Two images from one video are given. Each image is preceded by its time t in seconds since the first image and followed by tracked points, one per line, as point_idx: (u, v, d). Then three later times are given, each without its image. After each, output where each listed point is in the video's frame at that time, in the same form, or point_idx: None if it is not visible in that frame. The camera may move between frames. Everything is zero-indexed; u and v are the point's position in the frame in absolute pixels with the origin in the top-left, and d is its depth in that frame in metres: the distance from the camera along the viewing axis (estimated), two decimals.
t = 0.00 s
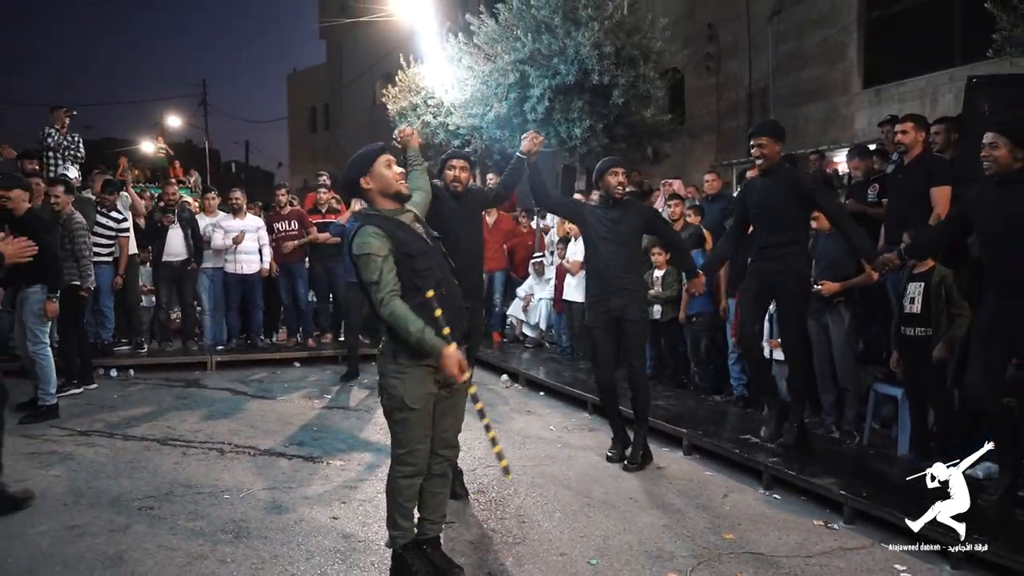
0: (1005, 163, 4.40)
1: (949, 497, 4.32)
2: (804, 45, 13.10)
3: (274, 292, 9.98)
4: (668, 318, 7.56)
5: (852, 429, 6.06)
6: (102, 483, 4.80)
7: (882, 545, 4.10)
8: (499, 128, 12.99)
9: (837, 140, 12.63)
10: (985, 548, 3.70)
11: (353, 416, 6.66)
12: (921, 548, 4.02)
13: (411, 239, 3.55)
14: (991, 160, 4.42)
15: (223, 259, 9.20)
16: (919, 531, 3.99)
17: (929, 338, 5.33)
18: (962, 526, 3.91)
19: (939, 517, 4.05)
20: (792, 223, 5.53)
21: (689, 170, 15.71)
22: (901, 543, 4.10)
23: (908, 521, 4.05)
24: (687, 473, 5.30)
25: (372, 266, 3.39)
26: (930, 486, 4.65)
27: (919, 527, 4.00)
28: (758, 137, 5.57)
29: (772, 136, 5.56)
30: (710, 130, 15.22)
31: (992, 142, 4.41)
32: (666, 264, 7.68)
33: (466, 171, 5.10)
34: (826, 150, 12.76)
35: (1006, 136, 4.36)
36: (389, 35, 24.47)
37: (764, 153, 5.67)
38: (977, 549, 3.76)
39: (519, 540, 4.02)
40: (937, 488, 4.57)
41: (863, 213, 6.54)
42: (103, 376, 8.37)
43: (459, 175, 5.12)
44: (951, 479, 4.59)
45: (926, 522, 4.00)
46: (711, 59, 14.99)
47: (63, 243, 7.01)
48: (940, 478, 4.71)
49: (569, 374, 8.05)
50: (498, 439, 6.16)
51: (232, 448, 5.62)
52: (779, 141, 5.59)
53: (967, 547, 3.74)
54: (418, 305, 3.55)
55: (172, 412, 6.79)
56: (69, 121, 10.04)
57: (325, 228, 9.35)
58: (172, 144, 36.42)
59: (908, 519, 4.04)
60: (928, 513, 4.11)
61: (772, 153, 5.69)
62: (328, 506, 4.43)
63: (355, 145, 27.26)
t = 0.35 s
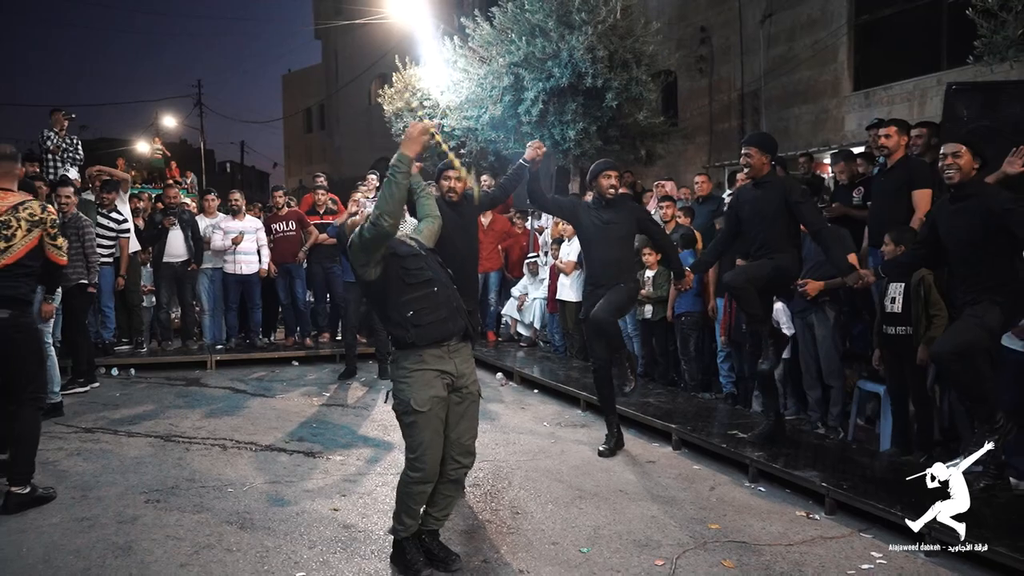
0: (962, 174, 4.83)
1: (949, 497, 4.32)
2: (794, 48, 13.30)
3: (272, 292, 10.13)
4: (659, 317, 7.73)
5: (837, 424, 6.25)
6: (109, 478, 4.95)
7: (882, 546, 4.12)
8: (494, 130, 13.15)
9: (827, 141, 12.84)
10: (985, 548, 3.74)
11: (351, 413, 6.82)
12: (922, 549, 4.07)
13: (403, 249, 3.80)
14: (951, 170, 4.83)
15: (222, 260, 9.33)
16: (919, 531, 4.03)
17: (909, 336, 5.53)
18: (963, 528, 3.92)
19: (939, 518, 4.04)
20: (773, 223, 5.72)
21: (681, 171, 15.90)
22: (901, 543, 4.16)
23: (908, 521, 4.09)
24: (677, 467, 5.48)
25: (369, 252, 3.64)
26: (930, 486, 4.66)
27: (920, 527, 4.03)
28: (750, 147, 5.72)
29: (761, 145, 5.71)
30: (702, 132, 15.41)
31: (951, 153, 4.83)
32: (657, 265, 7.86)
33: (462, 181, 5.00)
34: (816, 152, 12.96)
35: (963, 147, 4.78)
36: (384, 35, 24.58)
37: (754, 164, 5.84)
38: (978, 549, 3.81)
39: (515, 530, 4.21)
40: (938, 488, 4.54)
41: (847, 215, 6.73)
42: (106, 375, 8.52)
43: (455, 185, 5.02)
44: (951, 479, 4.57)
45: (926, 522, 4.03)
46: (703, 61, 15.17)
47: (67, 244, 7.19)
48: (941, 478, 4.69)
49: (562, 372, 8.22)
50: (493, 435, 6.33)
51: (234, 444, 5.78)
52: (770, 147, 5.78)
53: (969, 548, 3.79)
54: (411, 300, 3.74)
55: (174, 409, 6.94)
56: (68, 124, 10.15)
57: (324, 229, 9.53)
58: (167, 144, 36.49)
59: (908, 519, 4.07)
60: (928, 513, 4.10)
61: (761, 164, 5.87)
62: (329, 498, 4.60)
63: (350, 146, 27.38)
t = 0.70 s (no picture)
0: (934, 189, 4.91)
1: (949, 497, 4.35)
2: (783, 48, 13.49)
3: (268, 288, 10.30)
4: (647, 313, 7.93)
5: (819, 416, 6.46)
6: (113, 468, 5.11)
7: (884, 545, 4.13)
8: (486, 129, 13.31)
9: (815, 141, 13.04)
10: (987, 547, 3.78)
11: (346, 406, 6.98)
12: (923, 548, 4.08)
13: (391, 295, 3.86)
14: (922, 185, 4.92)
15: (219, 256, 9.49)
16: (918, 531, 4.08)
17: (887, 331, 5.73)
18: (963, 527, 3.94)
19: (939, 518, 4.05)
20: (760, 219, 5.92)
21: (672, 169, 16.09)
22: (902, 544, 4.13)
23: (908, 521, 4.15)
24: (663, 457, 5.66)
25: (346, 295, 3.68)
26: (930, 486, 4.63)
27: (919, 527, 4.10)
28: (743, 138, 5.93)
29: (755, 138, 5.89)
30: (692, 130, 15.60)
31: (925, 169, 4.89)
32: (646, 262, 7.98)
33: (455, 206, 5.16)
34: (805, 151, 13.16)
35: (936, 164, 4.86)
36: (378, 34, 24.70)
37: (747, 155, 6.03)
38: (979, 549, 3.85)
39: (507, 517, 4.38)
40: (937, 488, 4.53)
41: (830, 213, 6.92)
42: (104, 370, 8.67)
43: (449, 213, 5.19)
44: (951, 479, 4.57)
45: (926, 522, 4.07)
46: (694, 61, 15.35)
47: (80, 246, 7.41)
48: (940, 477, 4.67)
49: (553, 367, 8.40)
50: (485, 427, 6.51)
51: (233, 436, 5.94)
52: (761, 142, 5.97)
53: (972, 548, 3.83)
54: (401, 335, 3.78)
55: (173, 403, 7.09)
56: (64, 122, 10.26)
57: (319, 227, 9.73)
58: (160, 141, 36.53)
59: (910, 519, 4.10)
60: (928, 513, 4.12)
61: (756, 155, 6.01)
62: (326, 486, 4.77)
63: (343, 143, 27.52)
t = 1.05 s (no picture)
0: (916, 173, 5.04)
1: (949, 497, 4.32)
2: (773, 49, 13.65)
3: (264, 287, 10.42)
4: (637, 312, 8.08)
5: (805, 412, 6.62)
6: (114, 463, 5.23)
7: (884, 546, 4.11)
8: (480, 130, 13.44)
9: (805, 141, 13.21)
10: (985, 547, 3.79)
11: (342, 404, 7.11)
12: (921, 548, 4.09)
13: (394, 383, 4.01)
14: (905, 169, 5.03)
15: (215, 256, 9.66)
16: (918, 531, 4.11)
17: (870, 327, 5.92)
18: (962, 526, 3.94)
19: (938, 518, 4.07)
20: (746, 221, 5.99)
21: (664, 169, 16.25)
22: (901, 544, 4.14)
23: (908, 522, 4.18)
24: (651, 452, 5.81)
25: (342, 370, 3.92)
26: (930, 486, 4.59)
27: (920, 527, 4.12)
28: (733, 143, 6.02)
29: (746, 143, 5.99)
30: (684, 131, 15.76)
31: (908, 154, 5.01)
32: (637, 261, 8.14)
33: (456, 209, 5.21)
34: (794, 151, 13.33)
35: (919, 148, 4.98)
36: (371, 34, 24.81)
37: (736, 159, 6.12)
38: (979, 548, 3.86)
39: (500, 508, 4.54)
40: (938, 488, 4.49)
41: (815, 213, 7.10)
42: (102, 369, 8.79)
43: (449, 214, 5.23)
44: (951, 480, 4.52)
45: (926, 522, 4.09)
46: (685, 62, 15.50)
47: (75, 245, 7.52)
48: (940, 477, 4.64)
49: (545, 365, 8.55)
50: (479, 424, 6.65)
51: (231, 433, 6.06)
52: (751, 147, 6.05)
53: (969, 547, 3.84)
54: (399, 410, 3.90)
55: (171, 401, 7.21)
56: (59, 123, 10.35)
57: (315, 227, 9.88)
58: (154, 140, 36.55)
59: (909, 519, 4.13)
60: (928, 513, 4.13)
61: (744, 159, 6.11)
62: (324, 480, 4.90)
63: (337, 143, 27.60)
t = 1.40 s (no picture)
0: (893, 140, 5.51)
1: (949, 497, 4.29)
2: (764, 51, 13.80)
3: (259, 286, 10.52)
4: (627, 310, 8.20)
5: (791, 408, 6.76)
6: (112, 457, 5.34)
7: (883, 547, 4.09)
8: (473, 130, 13.56)
9: (796, 142, 13.36)
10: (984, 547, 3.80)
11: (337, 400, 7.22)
12: (921, 548, 4.08)
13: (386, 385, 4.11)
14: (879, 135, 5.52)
15: (211, 255, 9.75)
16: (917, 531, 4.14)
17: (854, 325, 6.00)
18: (963, 527, 3.95)
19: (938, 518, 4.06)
20: (737, 197, 5.99)
21: (656, 169, 16.39)
22: (901, 544, 4.12)
23: (908, 521, 4.20)
24: (639, 446, 5.93)
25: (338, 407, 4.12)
26: (930, 486, 4.55)
27: (919, 527, 4.15)
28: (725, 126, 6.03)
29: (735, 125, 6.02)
30: (676, 131, 15.90)
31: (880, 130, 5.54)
32: (628, 260, 8.27)
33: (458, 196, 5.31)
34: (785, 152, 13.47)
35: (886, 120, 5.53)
36: (366, 34, 24.89)
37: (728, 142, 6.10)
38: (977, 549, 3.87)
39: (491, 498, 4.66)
40: (938, 488, 4.45)
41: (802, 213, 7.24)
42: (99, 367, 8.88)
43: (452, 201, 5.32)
44: (952, 480, 4.48)
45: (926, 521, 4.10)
46: (678, 63, 15.64)
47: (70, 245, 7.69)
48: (940, 478, 4.60)
49: (537, 362, 8.67)
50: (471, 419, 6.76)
51: (228, 428, 6.17)
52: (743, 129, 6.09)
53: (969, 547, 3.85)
54: (393, 411, 3.99)
55: (167, 397, 7.31)
56: (56, 123, 10.43)
57: (311, 226, 9.99)
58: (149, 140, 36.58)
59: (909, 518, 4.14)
60: (928, 513, 4.14)
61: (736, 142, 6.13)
62: (319, 472, 5.02)
63: (332, 143, 27.68)
